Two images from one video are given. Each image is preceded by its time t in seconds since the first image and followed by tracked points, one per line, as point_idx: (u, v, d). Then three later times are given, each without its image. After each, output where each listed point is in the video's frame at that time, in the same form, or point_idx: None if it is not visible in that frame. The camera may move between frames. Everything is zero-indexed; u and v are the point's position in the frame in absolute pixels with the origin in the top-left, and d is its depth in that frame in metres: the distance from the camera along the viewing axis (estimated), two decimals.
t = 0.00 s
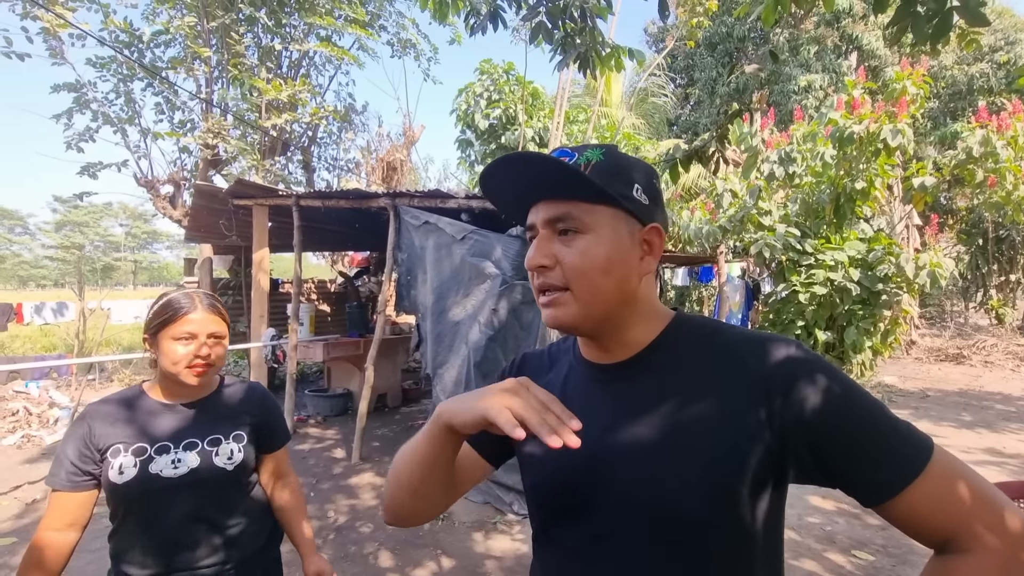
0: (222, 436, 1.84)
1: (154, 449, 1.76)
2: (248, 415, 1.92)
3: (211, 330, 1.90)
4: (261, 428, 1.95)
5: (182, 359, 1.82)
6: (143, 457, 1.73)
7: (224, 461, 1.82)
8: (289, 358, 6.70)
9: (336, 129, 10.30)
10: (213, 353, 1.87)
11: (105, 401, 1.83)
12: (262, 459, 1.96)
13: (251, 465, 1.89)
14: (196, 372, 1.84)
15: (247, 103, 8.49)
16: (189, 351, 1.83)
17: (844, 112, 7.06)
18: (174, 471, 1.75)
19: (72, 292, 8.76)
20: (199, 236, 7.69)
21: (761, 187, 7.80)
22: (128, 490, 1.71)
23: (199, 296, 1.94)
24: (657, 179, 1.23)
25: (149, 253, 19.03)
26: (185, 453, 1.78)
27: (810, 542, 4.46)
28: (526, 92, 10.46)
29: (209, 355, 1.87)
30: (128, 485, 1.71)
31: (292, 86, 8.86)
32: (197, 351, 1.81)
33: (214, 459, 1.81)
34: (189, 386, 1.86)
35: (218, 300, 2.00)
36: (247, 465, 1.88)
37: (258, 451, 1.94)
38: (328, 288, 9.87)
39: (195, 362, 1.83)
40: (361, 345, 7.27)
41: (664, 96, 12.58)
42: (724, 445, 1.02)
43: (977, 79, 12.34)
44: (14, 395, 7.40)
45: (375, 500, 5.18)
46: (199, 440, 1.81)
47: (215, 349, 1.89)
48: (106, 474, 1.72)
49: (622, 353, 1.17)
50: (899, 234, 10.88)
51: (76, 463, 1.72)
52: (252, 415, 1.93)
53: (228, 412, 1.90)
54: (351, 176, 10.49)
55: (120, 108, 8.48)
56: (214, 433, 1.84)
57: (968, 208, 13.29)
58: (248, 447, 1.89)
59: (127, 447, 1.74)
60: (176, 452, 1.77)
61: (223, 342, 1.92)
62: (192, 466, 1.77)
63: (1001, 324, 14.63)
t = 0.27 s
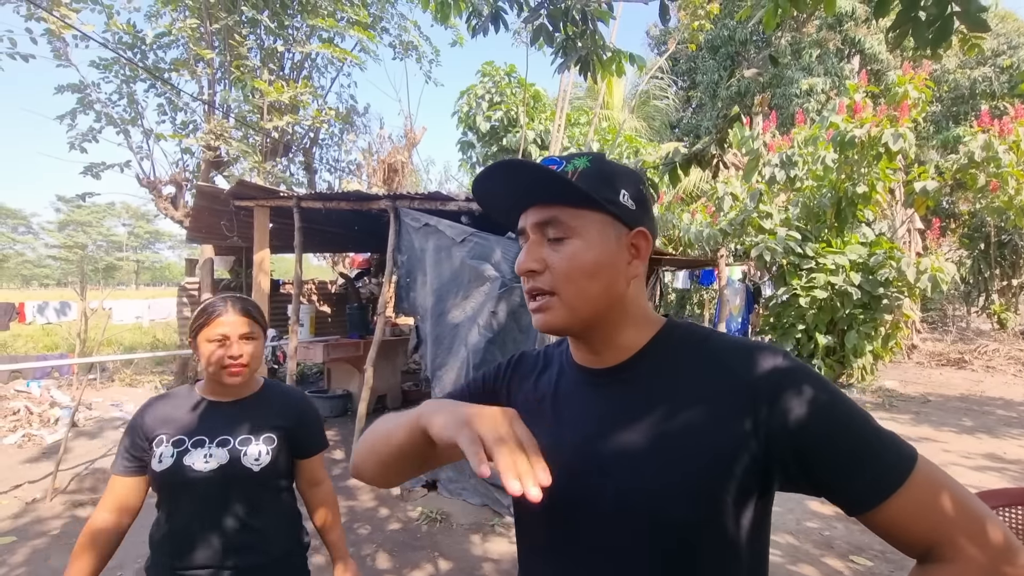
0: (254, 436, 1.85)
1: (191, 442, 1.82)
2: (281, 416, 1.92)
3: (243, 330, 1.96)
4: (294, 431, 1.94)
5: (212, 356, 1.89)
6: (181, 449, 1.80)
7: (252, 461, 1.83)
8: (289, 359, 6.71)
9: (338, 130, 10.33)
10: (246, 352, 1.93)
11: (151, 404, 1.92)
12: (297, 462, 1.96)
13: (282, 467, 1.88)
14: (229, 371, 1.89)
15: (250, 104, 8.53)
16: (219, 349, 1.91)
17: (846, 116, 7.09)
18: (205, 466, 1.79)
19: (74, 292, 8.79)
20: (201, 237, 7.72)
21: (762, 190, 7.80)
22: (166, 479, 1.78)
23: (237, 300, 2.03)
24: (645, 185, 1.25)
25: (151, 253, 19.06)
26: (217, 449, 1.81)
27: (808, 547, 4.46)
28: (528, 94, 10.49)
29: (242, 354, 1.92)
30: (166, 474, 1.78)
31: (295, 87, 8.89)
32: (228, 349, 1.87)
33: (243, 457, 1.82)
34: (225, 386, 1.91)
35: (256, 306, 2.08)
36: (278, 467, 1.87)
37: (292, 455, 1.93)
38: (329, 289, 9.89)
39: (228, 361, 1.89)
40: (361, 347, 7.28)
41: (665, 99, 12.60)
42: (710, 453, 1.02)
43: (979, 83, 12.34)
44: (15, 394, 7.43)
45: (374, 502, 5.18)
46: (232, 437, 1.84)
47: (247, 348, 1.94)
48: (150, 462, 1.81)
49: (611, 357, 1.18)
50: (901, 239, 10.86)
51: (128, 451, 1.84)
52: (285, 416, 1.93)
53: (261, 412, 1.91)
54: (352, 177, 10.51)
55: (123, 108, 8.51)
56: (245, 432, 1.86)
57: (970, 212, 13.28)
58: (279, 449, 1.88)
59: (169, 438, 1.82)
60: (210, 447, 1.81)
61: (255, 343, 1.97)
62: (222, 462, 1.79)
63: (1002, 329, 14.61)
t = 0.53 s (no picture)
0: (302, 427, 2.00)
1: (246, 431, 1.99)
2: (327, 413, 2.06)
3: (288, 323, 2.13)
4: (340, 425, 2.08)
5: (261, 347, 2.07)
6: (236, 436, 1.98)
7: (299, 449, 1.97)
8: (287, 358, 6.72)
9: (337, 129, 10.33)
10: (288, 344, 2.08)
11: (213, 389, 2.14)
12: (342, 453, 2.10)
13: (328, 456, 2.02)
14: (274, 360, 2.06)
15: (249, 103, 8.54)
16: (267, 340, 2.08)
17: (844, 118, 7.13)
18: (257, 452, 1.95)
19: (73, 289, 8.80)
20: (200, 235, 7.73)
21: (760, 192, 7.81)
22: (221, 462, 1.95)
23: (288, 297, 2.22)
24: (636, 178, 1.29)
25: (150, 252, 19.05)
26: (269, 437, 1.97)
27: (805, 548, 4.47)
28: (527, 95, 10.50)
29: (285, 345, 2.08)
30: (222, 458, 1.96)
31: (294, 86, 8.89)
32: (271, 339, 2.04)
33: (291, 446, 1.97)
34: (274, 374, 2.08)
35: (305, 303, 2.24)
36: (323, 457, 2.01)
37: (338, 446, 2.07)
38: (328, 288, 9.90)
39: (273, 351, 2.06)
40: (359, 346, 7.30)
41: (665, 100, 12.62)
42: (697, 450, 1.03)
43: (977, 87, 12.36)
44: (13, 391, 7.44)
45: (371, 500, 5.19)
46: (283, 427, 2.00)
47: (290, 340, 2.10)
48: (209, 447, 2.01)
49: (606, 352, 1.19)
50: (899, 241, 10.88)
51: (190, 434, 2.06)
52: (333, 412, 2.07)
53: (309, 406, 2.06)
54: (352, 176, 10.53)
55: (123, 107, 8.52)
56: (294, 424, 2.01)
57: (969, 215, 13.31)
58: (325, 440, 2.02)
59: (226, 426, 2.01)
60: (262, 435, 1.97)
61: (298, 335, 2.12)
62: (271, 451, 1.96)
63: (1001, 332, 14.63)
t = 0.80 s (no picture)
0: (315, 419, 2.04)
1: (265, 418, 2.08)
2: (343, 405, 2.10)
3: (306, 316, 2.19)
4: (355, 422, 2.10)
5: (281, 340, 2.15)
6: (256, 422, 2.08)
7: (310, 442, 2.02)
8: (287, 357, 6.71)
9: (337, 129, 10.33)
10: (305, 335, 2.13)
11: (249, 376, 2.27)
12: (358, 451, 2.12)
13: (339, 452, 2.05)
14: (291, 351, 2.12)
15: (250, 102, 8.54)
16: (286, 332, 2.15)
17: (844, 120, 7.14)
18: (272, 440, 2.03)
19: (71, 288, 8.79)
20: (199, 234, 7.71)
21: (760, 193, 7.81)
22: (241, 446, 2.06)
23: (311, 292, 2.28)
24: (631, 173, 1.26)
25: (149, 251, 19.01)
26: (284, 426, 2.05)
27: (805, 548, 4.46)
28: (527, 95, 10.50)
29: (302, 336, 2.13)
30: (242, 442, 2.06)
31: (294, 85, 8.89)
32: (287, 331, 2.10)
33: (303, 437, 2.02)
34: (294, 365, 2.14)
35: (328, 297, 2.29)
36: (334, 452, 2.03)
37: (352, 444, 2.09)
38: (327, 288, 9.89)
39: (290, 342, 2.12)
40: (359, 345, 7.30)
41: (665, 102, 12.63)
42: (701, 447, 1.03)
43: (976, 89, 12.39)
44: (12, 389, 7.42)
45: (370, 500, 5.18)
46: (298, 418, 2.06)
47: (307, 332, 2.14)
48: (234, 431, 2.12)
49: (606, 349, 1.19)
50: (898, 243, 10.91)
51: (224, 421, 2.19)
52: (349, 406, 2.11)
53: (327, 398, 2.10)
54: (352, 176, 10.53)
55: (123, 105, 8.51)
56: (310, 415, 2.06)
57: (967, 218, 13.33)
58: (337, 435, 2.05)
59: (249, 411, 2.12)
60: (278, 424, 2.05)
61: (315, 327, 2.16)
62: (286, 440, 2.02)
63: (999, 334, 14.64)
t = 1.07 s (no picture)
0: (318, 412, 2.06)
1: (272, 408, 2.11)
2: (347, 399, 2.09)
3: (314, 312, 2.19)
4: (358, 414, 2.10)
5: (289, 335, 2.17)
6: (262, 412, 2.11)
7: (312, 434, 2.05)
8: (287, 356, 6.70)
9: (337, 128, 10.31)
10: (313, 331, 2.13)
11: (265, 367, 2.32)
12: (362, 443, 2.13)
13: (342, 445, 2.07)
14: (298, 347, 2.13)
15: (250, 101, 8.53)
16: (295, 328, 2.16)
17: (843, 120, 7.15)
18: (278, 429, 2.07)
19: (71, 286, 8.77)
20: (199, 233, 7.70)
21: (760, 193, 7.83)
22: (249, 434, 2.11)
23: (322, 288, 2.29)
24: (641, 170, 1.25)
25: (147, 250, 18.92)
26: (289, 417, 2.07)
27: (806, 547, 4.47)
28: (527, 95, 10.50)
29: (309, 332, 2.13)
30: (250, 431, 2.11)
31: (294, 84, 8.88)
32: (295, 326, 2.11)
33: (306, 429, 2.05)
34: (302, 361, 2.15)
35: (338, 295, 2.29)
36: (336, 445, 2.06)
37: (356, 436, 2.10)
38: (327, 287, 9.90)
39: (297, 338, 2.13)
40: (359, 344, 7.30)
41: (664, 102, 12.63)
42: (711, 445, 1.02)
43: (975, 90, 12.42)
44: (11, 388, 7.41)
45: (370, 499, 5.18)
46: (302, 409, 2.08)
47: (314, 329, 2.14)
48: (244, 418, 2.17)
49: (616, 346, 1.19)
50: (897, 244, 10.93)
51: (236, 407, 2.23)
52: (352, 400, 2.10)
53: (332, 391, 2.10)
54: (352, 175, 10.52)
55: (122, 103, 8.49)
56: (314, 407, 2.08)
57: (965, 218, 13.37)
58: (340, 427, 2.06)
59: (258, 400, 2.16)
60: (283, 414, 2.08)
61: (323, 323, 2.16)
62: (290, 430, 2.06)
63: (996, 334, 14.69)
